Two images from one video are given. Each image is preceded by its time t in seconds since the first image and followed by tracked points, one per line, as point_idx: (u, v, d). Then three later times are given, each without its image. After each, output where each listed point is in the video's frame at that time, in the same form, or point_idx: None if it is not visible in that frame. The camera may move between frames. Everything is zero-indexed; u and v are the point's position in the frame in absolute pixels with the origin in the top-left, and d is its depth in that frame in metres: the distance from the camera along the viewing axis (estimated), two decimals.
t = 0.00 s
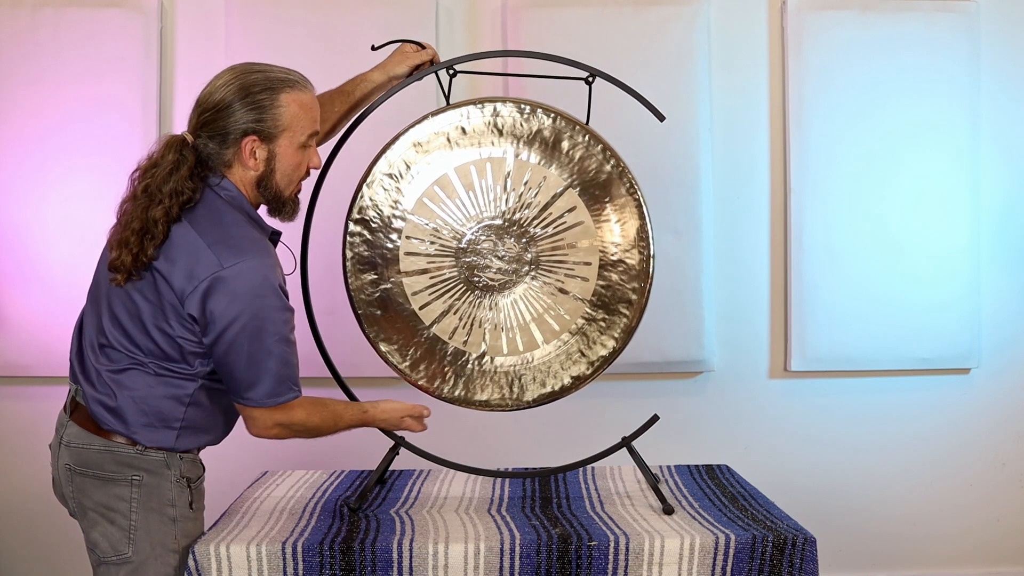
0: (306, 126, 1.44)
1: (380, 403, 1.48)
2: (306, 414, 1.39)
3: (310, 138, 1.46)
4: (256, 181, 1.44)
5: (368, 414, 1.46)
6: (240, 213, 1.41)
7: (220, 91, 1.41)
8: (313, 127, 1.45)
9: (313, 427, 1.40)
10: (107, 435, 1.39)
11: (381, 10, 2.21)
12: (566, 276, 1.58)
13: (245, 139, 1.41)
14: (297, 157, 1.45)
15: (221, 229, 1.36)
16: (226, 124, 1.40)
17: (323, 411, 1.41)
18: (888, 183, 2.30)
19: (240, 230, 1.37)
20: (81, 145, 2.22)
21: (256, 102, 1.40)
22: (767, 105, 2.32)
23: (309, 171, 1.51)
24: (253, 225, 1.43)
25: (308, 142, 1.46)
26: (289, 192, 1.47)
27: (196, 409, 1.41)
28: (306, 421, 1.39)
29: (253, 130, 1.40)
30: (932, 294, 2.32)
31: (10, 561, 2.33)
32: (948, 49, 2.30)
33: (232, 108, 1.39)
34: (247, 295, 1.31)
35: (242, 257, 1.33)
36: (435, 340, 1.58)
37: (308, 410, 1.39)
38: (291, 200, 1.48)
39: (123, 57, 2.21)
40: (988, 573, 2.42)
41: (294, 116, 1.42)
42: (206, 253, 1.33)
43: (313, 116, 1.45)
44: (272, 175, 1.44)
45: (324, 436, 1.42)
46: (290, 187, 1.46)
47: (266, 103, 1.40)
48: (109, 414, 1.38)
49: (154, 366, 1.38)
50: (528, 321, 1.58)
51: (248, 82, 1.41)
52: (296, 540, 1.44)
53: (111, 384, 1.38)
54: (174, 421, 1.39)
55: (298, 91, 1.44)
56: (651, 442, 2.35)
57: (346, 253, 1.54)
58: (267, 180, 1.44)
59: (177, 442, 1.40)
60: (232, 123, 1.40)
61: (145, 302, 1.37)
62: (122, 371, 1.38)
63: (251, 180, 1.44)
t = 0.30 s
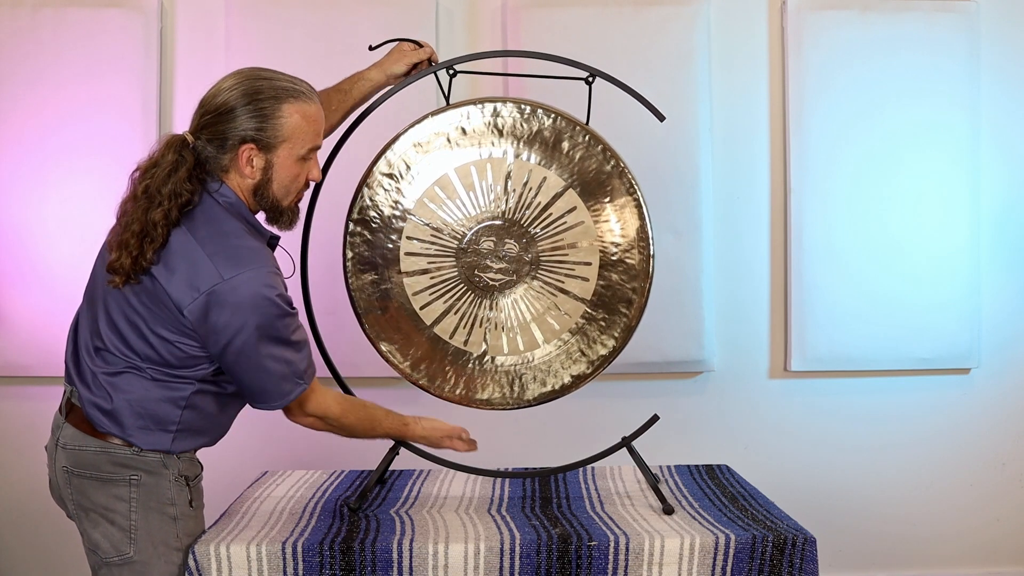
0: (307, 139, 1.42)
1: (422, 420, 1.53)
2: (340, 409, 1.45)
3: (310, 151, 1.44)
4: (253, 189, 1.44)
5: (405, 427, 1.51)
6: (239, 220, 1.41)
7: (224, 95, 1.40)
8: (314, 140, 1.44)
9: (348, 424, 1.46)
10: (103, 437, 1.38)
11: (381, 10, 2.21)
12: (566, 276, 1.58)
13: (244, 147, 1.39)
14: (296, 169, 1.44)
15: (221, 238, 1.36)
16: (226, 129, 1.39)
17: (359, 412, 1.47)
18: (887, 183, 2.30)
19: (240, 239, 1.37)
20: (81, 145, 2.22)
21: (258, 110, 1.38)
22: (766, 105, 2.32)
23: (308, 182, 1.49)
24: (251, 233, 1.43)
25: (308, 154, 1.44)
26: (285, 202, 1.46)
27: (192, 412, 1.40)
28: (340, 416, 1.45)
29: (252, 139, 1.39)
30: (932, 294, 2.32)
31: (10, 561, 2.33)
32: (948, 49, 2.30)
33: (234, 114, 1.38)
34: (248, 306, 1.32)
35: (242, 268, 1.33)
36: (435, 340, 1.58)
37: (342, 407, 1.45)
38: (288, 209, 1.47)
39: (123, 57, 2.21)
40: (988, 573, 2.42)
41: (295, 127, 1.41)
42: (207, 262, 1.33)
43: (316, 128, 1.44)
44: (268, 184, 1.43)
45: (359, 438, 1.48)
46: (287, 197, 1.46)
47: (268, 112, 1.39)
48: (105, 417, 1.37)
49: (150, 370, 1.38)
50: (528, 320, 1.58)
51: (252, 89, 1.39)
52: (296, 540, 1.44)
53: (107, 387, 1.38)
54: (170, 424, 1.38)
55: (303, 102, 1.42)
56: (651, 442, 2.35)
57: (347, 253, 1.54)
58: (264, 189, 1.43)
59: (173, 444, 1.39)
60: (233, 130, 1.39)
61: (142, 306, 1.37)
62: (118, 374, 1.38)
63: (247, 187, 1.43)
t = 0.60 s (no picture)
0: (319, 156, 1.42)
1: (437, 420, 1.54)
2: (356, 413, 1.45)
3: (321, 167, 1.44)
4: (262, 204, 1.43)
5: (421, 429, 1.51)
6: (247, 234, 1.41)
7: (237, 109, 1.39)
8: (326, 156, 1.43)
9: (366, 429, 1.46)
10: (99, 440, 1.38)
11: (381, 10, 2.21)
12: (567, 277, 1.58)
13: (255, 162, 1.39)
14: (306, 184, 1.44)
15: (229, 252, 1.36)
16: (239, 144, 1.38)
17: (376, 415, 1.47)
18: (888, 183, 2.30)
19: (248, 253, 1.37)
20: (81, 145, 2.22)
21: (272, 126, 1.38)
22: (766, 105, 2.32)
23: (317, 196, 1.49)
24: (258, 246, 1.44)
25: (319, 170, 1.44)
26: (293, 216, 1.46)
27: (189, 419, 1.41)
28: (357, 421, 1.45)
29: (263, 155, 1.39)
30: (933, 294, 2.32)
31: (10, 561, 2.33)
32: (948, 49, 2.30)
33: (248, 129, 1.38)
34: (255, 322, 1.32)
35: (250, 283, 1.33)
36: (436, 341, 1.58)
37: (359, 412, 1.45)
38: (296, 223, 1.47)
39: (123, 57, 2.21)
40: (988, 573, 2.42)
41: (308, 143, 1.40)
42: (215, 276, 1.33)
43: (328, 144, 1.43)
44: (278, 200, 1.43)
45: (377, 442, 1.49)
46: (296, 212, 1.46)
47: (282, 129, 1.38)
48: (101, 422, 1.37)
49: (151, 377, 1.37)
50: (529, 321, 1.58)
51: (266, 105, 1.39)
52: (296, 540, 1.44)
53: (105, 392, 1.37)
54: (167, 430, 1.39)
55: (317, 119, 1.41)
56: (651, 442, 2.35)
57: (347, 254, 1.54)
58: (273, 204, 1.43)
59: (169, 450, 1.39)
60: (245, 145, 1.38)
61: (144, 314, 1.36)
62: (117, 380, 1.38)
63: (256, 201, 1.43)
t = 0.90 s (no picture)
0: (318, 149, 1.43)
1: (438, 407, 1.52)
2: (353, 411, 1.45)
3: (321, 159, 1.45)
4: (267, 204, 1.44)
5: (421, 417, 1.50)
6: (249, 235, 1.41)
7: (233, 115, 1.38)
8: (324, 148, 1.44)
9: (364, 424, 1.47)
10: (99, 441, 1.38)
11: (381, 10, 2.21)
12: (567, 276, 1.58)
13: (259, 164, 1.39)
14: (309, 180, 1.44)
15: (231, 252, 1.36)
16: (240, 149, 1.38)
17: (374, 409, 1.47)
18: (888, 184, 2.30)
19: (250, 253, 1.37)
20: (81, 145, 2.22)
21: (271, 127, 1.38)
22: (766, 105, 2.32)
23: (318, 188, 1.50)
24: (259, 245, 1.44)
25: (319, 163, 1.45)
26: (299, 212, 1.47)
27: (190, 420, 1.40)
28: (355, 418, 1.46)
29: (266, 156, 1.39)
30: (933, 293, 2.32)
31: (10, 561, 2.33)
32: (948, 49, 2.30)
33: (248, 133, 1.37)
34: (258, 321, 1.32)
35: (252, 283, 1.33)
36: (436, 341, 1.58)
37: (356, 408, 1.46)
38: (302, 218, 1.48)
39: (123, 57, 2.21)
40: (988, 573, 2.42)
41: (307, 139, 1.41)
42: (218, 277, 1.33)
43: (325, 136, 1.44)
44: (283, 198, 1.44)
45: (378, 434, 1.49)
46: (301, 207, 1.47)
47: (282, 129, 1.39)
48: (102, 422, 1.37)
49: (152, 378, 1.37)
50: (529, 321, 1.58)
51: (262, 106, 1.38)
52: (296, 540, 1.44)
53: (106, 392, 1.37)
54: (168, 431, 1.38)
55: (312, 113, 1.42)
56: (651, 442, 2.35)
57: (347, 254, 1.54)
58: (279, 203, 1.44)
59: (170, 450, 1.40)
60: (246, 149, 1.38)
61: (146, 316, 1.36)
62: (118, 380, 1.37)
63: (262, 202, 1.44)
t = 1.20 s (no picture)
0: (314, 142, 1.44)
1: (438, 406, 1.52)
2: (353, 408, 1.45)
3: (316, 152, 1.46)
4: (267, 201, 1.44)
5: (421, 416, 1.50)
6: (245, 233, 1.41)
7: (228, 116, 1.38)
8: (319, 140, 1.45)
9: (363, 422, 1.47)
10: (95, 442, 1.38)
11: (381, 10, 2.21)
12: (567, 276, 1.58)
13: (258, 161, 1.40)
14: (307, 174, 1.45)
15: (227, 251, 1.36)
16: (239, 149, 1.38)
17: (374, 406, 1.47)
18: (887, 183, 2.30)
19: (246, 252, 1.37)
20: (81, 145, 2.22)
21: (269, 124, 1.38)
22: (766, 104, 2.32)
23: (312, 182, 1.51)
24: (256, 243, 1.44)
25: (314, 156, 1.46)
26: (298, 206, 1.48)
27: (188, 420, 1.41)
28: (354, 415, 1.46)
29: (265, 153, 1.39)
30: (933, 293, 2.32)
31: (10, 561, 2.33)
32: (948, 49, 2.30)
33: (245, 132, 1.37)
34: (255, 320, 1.32)
35: (249, 282, 1.33)
36: (435, 341, 1.58)
37: (355, 405, 1.46)
38: (300, 213, 1.49)
39: (123, 57, 2.21)
40: (988, 573, 2.42)
41: (304, 133, 1.42)
42: (214, 276, 1.33)
43: (318, 129, 1.45)
44: (283, 194, 1.44)
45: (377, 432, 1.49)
46: (300, 202, 1.47)
47: (279, 125, 1.39)
48: (100, 423, 1.37)
49: (149, 378, 1.37)
50: (529, 321, 1.58)
51: (257, 104, 1.38)
52: (296, 540, 1.44)
53: (103, 393, 1.37)
54: (165, 431, 1.39)
55: (305, 106, 1.43)
56: (651, 442, 2.35)
57: (347, 254, 1.54)
58: (279, 199, 1.44)
59: (167, 451, 1.40)
60: (245, 148, 1.38)
61: (142, 316, 1.36)
62: (115, 381, 1.37)
63: (261, 199, 1.44)
